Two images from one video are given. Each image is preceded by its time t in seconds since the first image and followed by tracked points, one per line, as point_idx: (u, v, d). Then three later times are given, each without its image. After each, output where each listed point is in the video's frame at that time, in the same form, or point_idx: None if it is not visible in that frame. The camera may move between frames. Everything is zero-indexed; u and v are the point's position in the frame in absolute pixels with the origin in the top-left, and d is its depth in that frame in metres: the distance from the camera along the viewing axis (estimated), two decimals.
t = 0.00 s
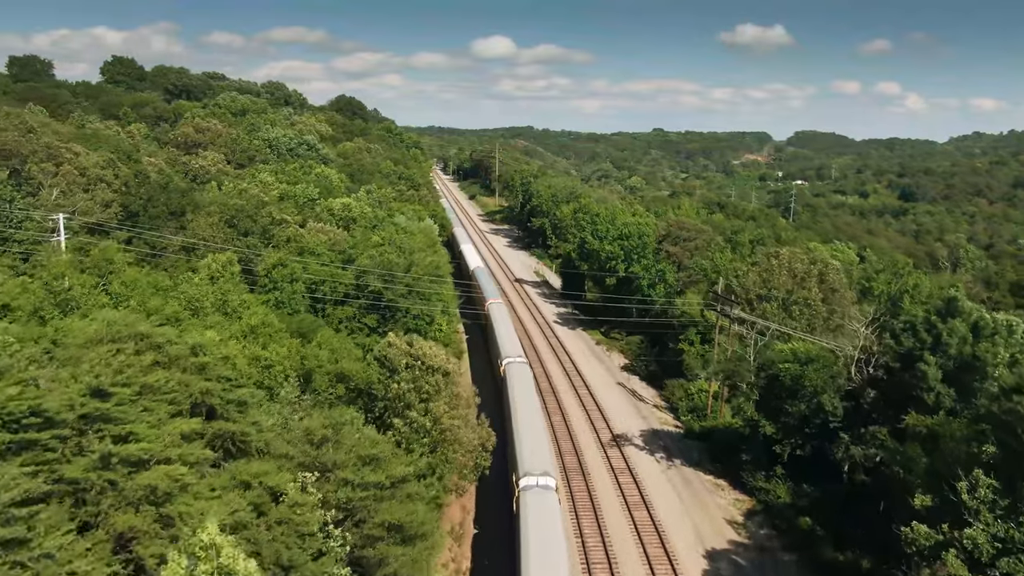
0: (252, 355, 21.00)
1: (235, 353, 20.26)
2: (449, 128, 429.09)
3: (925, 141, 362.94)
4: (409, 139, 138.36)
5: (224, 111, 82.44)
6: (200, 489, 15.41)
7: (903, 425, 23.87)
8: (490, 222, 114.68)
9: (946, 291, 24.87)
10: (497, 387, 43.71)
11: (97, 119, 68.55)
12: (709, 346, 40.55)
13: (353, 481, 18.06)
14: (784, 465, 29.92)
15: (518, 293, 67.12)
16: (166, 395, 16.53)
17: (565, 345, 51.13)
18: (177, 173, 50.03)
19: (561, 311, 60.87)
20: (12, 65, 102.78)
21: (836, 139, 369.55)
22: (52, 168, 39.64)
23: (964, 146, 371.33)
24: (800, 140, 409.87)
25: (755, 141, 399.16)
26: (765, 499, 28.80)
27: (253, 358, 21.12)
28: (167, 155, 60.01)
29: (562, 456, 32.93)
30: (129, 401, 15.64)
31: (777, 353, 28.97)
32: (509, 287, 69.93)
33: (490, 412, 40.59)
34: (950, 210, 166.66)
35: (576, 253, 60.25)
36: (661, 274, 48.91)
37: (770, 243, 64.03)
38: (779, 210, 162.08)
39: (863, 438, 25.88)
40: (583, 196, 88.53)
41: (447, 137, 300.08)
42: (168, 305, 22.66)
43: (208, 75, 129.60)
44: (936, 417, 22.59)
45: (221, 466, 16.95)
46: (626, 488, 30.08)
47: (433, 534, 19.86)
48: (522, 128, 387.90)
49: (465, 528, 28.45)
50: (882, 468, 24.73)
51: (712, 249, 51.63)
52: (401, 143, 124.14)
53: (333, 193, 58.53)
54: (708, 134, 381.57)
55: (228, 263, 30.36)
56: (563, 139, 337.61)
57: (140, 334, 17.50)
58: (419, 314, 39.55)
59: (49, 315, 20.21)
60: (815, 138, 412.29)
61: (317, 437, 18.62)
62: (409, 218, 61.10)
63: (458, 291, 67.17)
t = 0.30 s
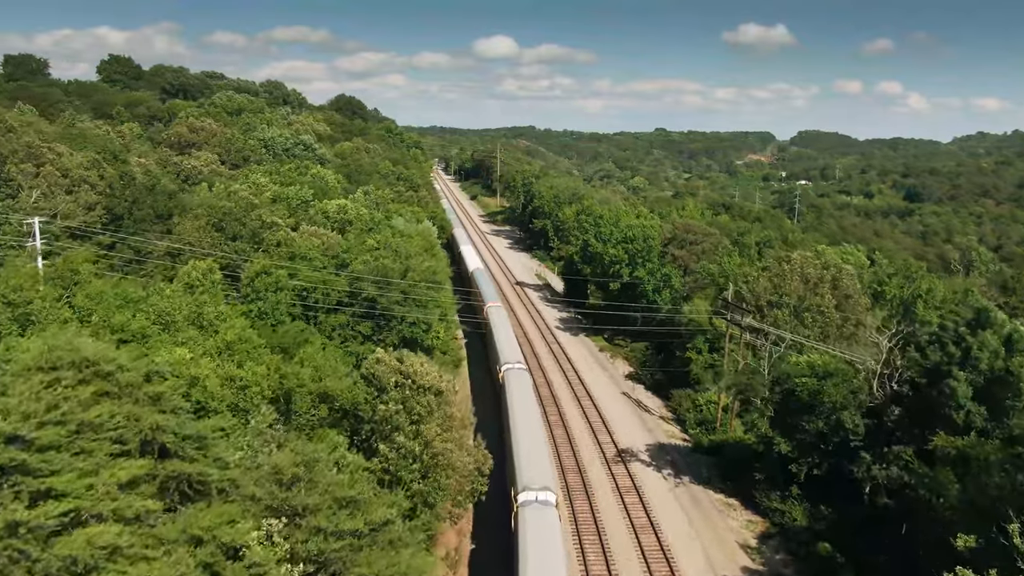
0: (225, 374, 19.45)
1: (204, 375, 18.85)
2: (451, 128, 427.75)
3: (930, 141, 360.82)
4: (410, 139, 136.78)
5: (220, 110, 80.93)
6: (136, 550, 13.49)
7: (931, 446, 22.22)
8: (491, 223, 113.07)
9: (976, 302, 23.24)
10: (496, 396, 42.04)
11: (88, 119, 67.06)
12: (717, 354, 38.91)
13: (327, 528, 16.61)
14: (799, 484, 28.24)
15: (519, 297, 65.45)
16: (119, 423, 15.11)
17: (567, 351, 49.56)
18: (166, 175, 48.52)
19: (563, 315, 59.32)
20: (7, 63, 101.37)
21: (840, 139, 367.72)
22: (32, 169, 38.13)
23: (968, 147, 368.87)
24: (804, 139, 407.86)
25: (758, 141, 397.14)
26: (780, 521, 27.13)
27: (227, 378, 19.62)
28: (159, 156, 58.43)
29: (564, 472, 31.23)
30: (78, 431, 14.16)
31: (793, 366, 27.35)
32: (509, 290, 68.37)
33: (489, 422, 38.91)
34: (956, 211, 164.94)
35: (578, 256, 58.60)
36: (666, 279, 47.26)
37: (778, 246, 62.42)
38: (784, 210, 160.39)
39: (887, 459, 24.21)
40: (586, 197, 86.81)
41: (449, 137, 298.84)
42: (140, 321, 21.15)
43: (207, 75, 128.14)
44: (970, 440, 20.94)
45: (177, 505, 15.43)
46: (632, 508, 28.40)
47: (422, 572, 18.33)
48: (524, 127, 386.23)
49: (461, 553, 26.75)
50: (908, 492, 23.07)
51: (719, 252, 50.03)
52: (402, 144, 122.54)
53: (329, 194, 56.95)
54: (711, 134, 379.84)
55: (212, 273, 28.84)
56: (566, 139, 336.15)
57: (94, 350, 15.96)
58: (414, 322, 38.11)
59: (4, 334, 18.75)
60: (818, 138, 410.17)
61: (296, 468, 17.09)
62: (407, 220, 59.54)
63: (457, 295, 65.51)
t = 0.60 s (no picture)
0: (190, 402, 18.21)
1: (164, 405, 17.56)
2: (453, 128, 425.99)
3: (935, 141, 358.91)
4: (411, 140, 135.13)
5: (215, 109, 79.35)
6: None
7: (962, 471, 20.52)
8: (493, 224, 111.37)
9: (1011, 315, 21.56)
10: (495, 406, 40.36)
11: (79, 118, 65.50)
12: (727, 364, 37.21)
13: None
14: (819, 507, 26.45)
15: (521, 301, 63.86)
16: (45, 472, 13.80)
17: (570, 358, 47.93)
18: (155, 176, 46.92)
19: (565, 320, 57.71)
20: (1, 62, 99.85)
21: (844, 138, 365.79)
22: (11, 170, 36.56)
23: (973, 146, 366.63)
24: (808, 139, 405.64)
25: (762, 140, 395.35)
26: (798, 546, 25.39)
27: (192, 406, 18.24)
28: (150, 156, 56.83)
29: (567, 491, 29.56)
30: None
31: (811, 382, 25.70)
32: (511, 293, 66.76)
33: (488, 433, 37.24)
34: (964, 212, 163.09)
35: (582, 259, 56.93)
36: (673, 284, 45.59)
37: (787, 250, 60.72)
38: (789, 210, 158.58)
39: (915, 483, 22.53)
40: (589, 198, 85.13)
41: (451, 137, 297.13)
42: (103, 344, 19.56)
43: (206, 74, 126.53)
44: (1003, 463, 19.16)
45: (113, 571, 14.27)
46: (639, 532, 26.72)
47: None
48: (527, 127, 384.49)
49: None
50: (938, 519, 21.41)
51: (727, 256, 48.34)
52: (403, 144, 120.89)
53: (325, 196, 55.32)
54: (715, 134, 377.94)
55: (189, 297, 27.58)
56: (568, 138, 334.46)
57: (28, 384, 14.79)
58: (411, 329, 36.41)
59: None
60: (822, 138, 408.23)
61: (263, 513, 15.40)
62: (405, 222, 57.94)
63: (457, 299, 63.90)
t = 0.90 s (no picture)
0: (142, 432, 16.80)
1: (114, 438, 16.26)
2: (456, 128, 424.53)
3: (940, 141, 356.71)
4: (411, 140, 133.52)
5: (212, 109, 77.79)
6: None
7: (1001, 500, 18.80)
8: (495, 225, 109.76)
9: None
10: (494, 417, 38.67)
11: (71, 117, 63.99)
12: (737, 375, 35.56)
13: None
14: (840, 531, 24.58)
15: (522, 305, 62.23)
16: None
17: (573, 366, 46.27)
18: (143, 179, 45.38)
19: (568, 325, 56.14)
20: None
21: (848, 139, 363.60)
22: None
23: (978, 147, 363.90)
24: (812, 139, 403.48)
25: (766, 141, 393.25)
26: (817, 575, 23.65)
27: (153, 439, 16.85)
28: (141, 156, 55.24)
29: (569, 512, 27.82)
30: None
31: (832, 399, 24.06)
32: (512, 297, 65.20)
33: (486, 446, 35.55)
34: (972, 213, 161.30)
35: (585, 263, 55.29)
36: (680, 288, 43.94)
37: (796, 254, 59.06)
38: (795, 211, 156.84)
39: (944, 509, 20.76)
40: (592, 199, 83.51)
41: (454, 138, 295.50)
42: (54, 368, 18.39)
43: (205, 73, 124.96)
44: None
45: None
46: (647, 557, 25.01)
47: None
48: (530, 127, 382.79)
49: None
50: (973, 551, 19.72)
51: (736, 259, 46.68)
52: (403, 144, 119.24)
53: (321, 198, 53.75)
54: (719, 134, 375.75)
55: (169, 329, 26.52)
56: (572, 138, 332.61)
57: None
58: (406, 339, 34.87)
59: None
60: (826, 138, 406.18)
61: None
62: (403, 225, 56.40)
63: (457, 304, 62.28)
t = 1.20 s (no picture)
0: (77, 477, 15.96)
1: (45, 485, 15.47)
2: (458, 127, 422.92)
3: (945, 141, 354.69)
4: (413, 139, 131.65)
5: (207, 108, 76.07)
6: None
7: None
8: (497, 226, 108.03)
9: None
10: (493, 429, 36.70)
11: (60, 116, 62.24)
12: (751, 388, 33.72)
13: None
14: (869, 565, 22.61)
15: (524, 310, 60.31)
16: None
17: (576, 375, 44.41)
18: (129, 181, 43.63)
19: (571, 331, 54.32)
20: None
21: (853, 138, 361.45)
22: None
23: (983, 146, 361.76)
24: (816, 139, 401.35)
25: (770, 141, 391.10)
26: None
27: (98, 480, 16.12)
28: (130, 157, 53.44)
29: (572, 538, 25.96)
30: None
31: (859, 421, 22.19)
32: (513, 301, 63.41)
33: (484, 460, 33.57)
34: (980, 213, 159.58)
35: (589, 267, 53.39)
36: (688, 295, 42.06)
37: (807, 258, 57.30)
38: (801, 212, 155.08)
39: (983, 546, 18.33)
40: (596, 200, 81.56)
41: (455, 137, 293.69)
42: None
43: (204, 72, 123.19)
44: None
45: None
46: None
47: None
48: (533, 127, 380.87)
49: None
50: None
51: (747, 264, 44.85)
52: (404, 144, 117.36)
53: (316, 201, 51.99)
54: (722, 134, 373.84)
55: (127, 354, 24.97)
56: (575, 138, 330.77)
57: None
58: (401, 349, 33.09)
59: None
60: (830, 137, 403.45)
61: None
62: (401, 228, 54.64)
63: (456, 310, 60.37)
